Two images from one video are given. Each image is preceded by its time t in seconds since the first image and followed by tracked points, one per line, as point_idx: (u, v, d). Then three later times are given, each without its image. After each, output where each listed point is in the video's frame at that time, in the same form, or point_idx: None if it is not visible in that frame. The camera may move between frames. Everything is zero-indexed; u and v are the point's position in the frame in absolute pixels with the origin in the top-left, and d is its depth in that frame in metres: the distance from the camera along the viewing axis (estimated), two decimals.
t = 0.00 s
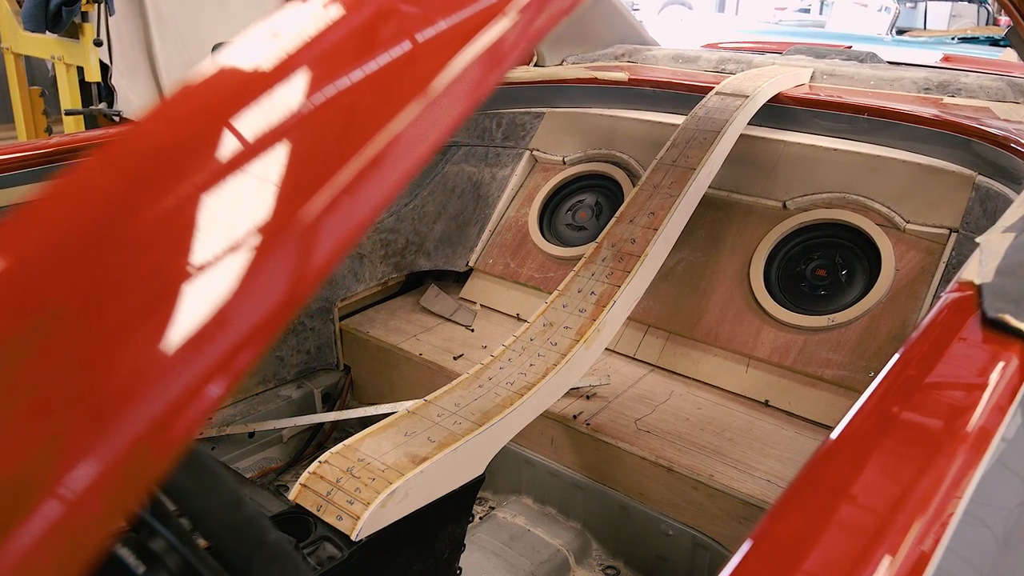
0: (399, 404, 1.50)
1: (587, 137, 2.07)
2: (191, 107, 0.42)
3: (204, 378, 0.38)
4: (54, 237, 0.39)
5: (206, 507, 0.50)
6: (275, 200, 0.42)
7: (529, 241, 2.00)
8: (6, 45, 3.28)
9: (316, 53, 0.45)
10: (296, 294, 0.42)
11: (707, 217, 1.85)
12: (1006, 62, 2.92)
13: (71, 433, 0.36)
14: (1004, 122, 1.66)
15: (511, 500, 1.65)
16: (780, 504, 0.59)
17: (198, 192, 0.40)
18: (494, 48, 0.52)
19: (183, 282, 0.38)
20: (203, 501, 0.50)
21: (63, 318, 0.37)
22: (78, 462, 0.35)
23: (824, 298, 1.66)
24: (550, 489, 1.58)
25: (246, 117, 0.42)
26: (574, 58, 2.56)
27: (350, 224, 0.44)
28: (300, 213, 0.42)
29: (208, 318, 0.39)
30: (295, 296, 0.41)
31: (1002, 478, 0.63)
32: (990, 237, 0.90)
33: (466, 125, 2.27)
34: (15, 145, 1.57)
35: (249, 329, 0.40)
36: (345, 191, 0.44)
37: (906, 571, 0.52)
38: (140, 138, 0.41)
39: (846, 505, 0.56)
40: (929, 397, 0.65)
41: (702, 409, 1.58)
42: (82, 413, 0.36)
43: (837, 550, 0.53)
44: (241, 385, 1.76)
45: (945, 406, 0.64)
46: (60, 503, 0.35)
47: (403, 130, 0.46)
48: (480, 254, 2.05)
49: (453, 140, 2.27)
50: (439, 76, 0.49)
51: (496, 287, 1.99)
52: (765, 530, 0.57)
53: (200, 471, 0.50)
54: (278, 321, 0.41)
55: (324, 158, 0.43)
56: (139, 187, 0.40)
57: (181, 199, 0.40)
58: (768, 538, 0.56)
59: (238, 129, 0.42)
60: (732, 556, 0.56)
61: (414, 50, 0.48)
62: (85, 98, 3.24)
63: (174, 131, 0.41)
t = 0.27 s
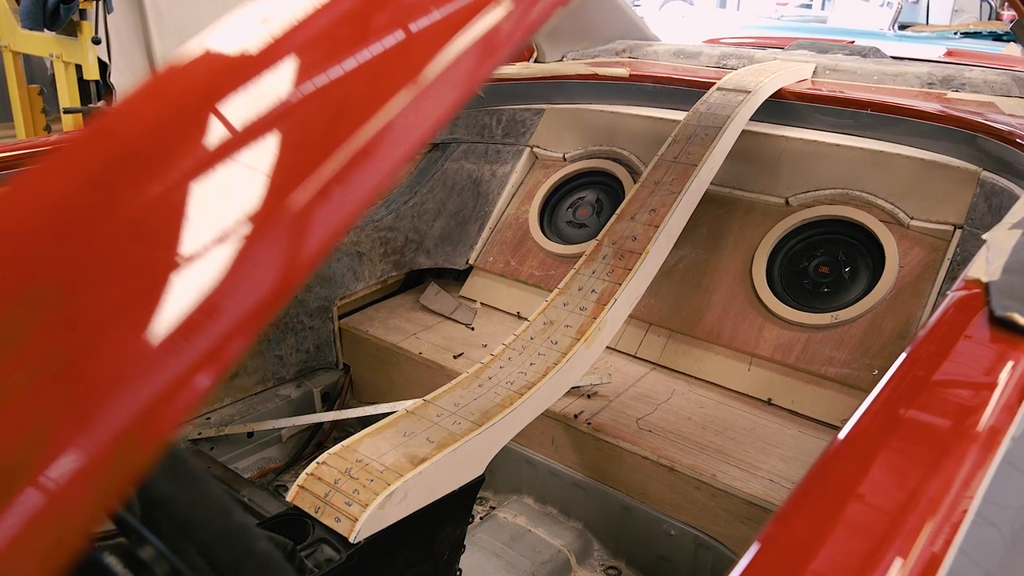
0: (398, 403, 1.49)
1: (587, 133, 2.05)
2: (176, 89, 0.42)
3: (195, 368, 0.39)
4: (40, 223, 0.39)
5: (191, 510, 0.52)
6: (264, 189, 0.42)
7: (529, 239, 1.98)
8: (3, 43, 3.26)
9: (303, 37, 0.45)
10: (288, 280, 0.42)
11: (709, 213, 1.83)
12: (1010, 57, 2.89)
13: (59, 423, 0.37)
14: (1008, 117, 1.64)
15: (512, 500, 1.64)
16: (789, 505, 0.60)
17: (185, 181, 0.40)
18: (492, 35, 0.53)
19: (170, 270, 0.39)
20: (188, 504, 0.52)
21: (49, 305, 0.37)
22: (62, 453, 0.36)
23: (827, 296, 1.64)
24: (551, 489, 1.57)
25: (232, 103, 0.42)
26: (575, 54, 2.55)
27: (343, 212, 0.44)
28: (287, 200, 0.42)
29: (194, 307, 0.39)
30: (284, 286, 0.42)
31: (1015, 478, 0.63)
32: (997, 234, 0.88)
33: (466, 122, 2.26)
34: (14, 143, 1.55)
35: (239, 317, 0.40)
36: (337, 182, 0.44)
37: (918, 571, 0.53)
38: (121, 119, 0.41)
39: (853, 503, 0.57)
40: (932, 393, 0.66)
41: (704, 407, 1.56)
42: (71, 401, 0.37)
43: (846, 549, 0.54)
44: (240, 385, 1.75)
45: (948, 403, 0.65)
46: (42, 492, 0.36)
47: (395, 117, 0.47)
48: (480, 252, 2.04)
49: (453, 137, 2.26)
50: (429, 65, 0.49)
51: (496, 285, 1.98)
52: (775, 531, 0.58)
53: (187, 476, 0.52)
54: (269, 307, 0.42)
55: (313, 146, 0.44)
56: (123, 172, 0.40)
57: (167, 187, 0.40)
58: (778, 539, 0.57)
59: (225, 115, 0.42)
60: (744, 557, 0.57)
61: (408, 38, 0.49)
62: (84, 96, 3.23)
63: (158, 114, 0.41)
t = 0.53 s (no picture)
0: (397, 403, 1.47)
1: (588, 130, 2.03)
2: (162, 72, 0.41)
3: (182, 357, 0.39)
4: (21, 206, 0.38)
5: (176, 518, 0.51)
6: (252, 178, 0.41)
7: (529, 236, 1.97)
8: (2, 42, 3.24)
9: (290, 22, 0.44)
10: (278, 268, 0.42)
11: (711, 210, 1.82)
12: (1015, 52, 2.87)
13: (41, 410, 0.36)
14: (1013, 112, 1.63)
15: (513, 499, 1.63)
16: (796, 509, 0.59)
17: (171, 168, 0.40)
18: (484, 23, 0.52)
19: (157, 258, 0.39)
20: (173, 513, 0.51)
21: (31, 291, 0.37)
22: (45, 442, 0.36)
23: (830, 293, 1.63)
24: (552, 488, 1.56)
25: (217, 88, 0.42)
26: (575, 50, 2.53)
27: (332, 201, 0.43)
28: (273, 187, 0.42)
29: (179, 293, 0.39)
30: (273, 275, 0.41)
31: None
32: (1004, 231, 0.87)
33: (466, 118, 2.24)
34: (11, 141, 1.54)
35: (227, 306, 0.40)
36: (327, 169, 0.43)
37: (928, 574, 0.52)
38: (108, 101, 0.41)
39: (861, 502, 0.57)
40: (938, 390, 0.65)
41: (706, 406, 1.55)
42: (54, 387, 0.36)
43: (854, 550, 0.53)
44: (239, 385, 1.75)
45: (954, 401, 0.64)
46: (22, 482, 0.36)
47: (385, 102, 0.46)
48: (480, 250, 2.02)
49: (453, 134, 2.25)
50: (421, 50, 0.48)
51: (496, 284, 1.97)
52: (782, 534, 0.57)
53: (174, 487, 0.51)
54: (257, 296, 0.41)
55: (302, 132, 0.43)
56: (107, 157, 0.39)
57: (153, 173, 0.39)
58: (786, 543, 0.56)
59: (210, 100, 0.41)
60: (750, 562, 0.56)
61: (401, 27, 0.48)
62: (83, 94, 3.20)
63: (143, 97, 0.41)
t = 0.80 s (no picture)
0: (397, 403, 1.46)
1: (588, 127, 2.02)
2: (141, 49, 0.39)
3: (168, 342, 0.37)
4: None
5: (159, 535, 0.46)
6: (239, 165, 0.39)
7: (529, 234, 1.96)
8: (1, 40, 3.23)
9: (276, 6, 0.42)
10: (264, 253, 0.40)
11: (712, 207, 1.80)
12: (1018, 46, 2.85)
13: (15, 399, 0.33)
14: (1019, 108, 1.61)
15: (513, 500, 1.62)
16: (801, 513, 0.57)
17: (157, 151, 0.37)
18: (475, 8, 0.49)
19: (139, 242, 0.36)
20: (155, 529, 0.46)
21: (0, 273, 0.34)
22: (24, 432, 0.33)
23: (833, 291, 1.61)
24: (553, 489, 1.54)
25: (200, 71, 0.39)
26: (575, 46, 2.52)
27: (320, 187, 0.42)
28: (258, 169, 0.40)
29: (161, 278, 0.37)
30: (260, 259, 0.40)
31: None
32: (1010, 228, 0.86)
33: (465, 115, 2.19)
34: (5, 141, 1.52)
35: (213, 293, 0.38)
36: (315, 155, 0.42)
37: None
38: (80, 78, 0.38)
39: (869, 502, 0.55)
40: (946, 390, 0.64)
41: (709, 406, 1.53)
42: (33, 376, 0.33)
43: (862, 551, 0.52)
44: (236, 385, 1.73)
45: (961, 400, 0.63)
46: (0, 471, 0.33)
47: (371, 86, 0.44)
48: (480, 248, 2.01)
49: (452, 131, 2.18)
50: (409, 36, 0.46)
51: (496, 282, 1.96)
52: (788, 538, 0.55)
53: (156, 497, 0.46)
54: (243, 282, 0.40)
55: (289, 119, 0.41)
56: (83, 134, 0.36)
57: (134, 154, 0.37)
58: (792, 546, 0.54)
59: (193, 82, 0.39)
60: (759, 566, 0.54)
61: (391, 15, 0.46)
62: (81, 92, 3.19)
63: (121, 75, 0.38)
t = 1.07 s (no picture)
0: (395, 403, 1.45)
1: (588, 123, 2.00)
2: (119, 32, 0.36)
3: (149, 329, 0.32)
4: None
5: (140, 546, 0.42)
6: (223, 148, 0.36)
7: (529, 232, 1.94)
8: None
9: None
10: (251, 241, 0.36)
11: (713, 205, 1.79)
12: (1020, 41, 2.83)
13: None
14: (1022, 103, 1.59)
15: (513, 501, 1.61)
16: (808, 519, 0.56)
17: (139, 134, 0.34)
18: None
19: (117, 222, 0.32)
20: (136, 540, 0.42)
21: None
22: None
23: (836, 289, 1.60)
24: (553, 490, 1.53)
25: (181, 52, 0.36)
26: (575, 43, 2.50)
27: (305, 173, 0.38)
28: (242, 151, 0.36)
29: (140, 258, 0.32)
30: (248, 244, 0.36)
31: None
32: (1016, 225, 0.85)
33: (464, 112, 2.15)
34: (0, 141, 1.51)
35: (199, 277, 0.34)
36: (304, 139, 0.38)
37: None
38: (52, 58, 0.35)
39: (876, 503, 0.54)
40: (951, 388, 0.63)
41: (710, 405, 1.52)
42: None
43: (871, 553, 0.51)
44: (235, 385, 1.72)
45: (967, 399, 0.62)
46: None
47: (361, 68, 0.41)
48: (479, 246, 2.00)
49: (451, 129, 2.15)
50: (400, 17, 0.43)
51: (496, 281, 1.95)
52: (796, 543, 0.54)
53: (140, 507, 0.42)
54: (227, 269, 0.35)
55: (275, 103, 0.38)
56: (55, 113, 0.33)
57: (112, 135, 0.33)
58: (799, 548, 0.53)
59: (174, 64, 0.36)
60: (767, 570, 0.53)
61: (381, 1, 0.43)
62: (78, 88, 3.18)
63: (97, 56, 0.35)
